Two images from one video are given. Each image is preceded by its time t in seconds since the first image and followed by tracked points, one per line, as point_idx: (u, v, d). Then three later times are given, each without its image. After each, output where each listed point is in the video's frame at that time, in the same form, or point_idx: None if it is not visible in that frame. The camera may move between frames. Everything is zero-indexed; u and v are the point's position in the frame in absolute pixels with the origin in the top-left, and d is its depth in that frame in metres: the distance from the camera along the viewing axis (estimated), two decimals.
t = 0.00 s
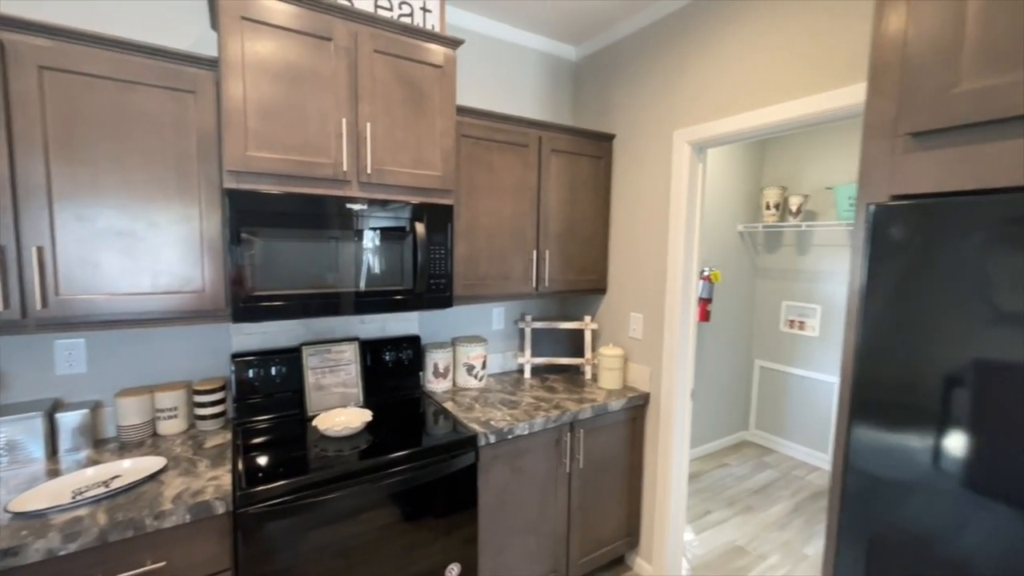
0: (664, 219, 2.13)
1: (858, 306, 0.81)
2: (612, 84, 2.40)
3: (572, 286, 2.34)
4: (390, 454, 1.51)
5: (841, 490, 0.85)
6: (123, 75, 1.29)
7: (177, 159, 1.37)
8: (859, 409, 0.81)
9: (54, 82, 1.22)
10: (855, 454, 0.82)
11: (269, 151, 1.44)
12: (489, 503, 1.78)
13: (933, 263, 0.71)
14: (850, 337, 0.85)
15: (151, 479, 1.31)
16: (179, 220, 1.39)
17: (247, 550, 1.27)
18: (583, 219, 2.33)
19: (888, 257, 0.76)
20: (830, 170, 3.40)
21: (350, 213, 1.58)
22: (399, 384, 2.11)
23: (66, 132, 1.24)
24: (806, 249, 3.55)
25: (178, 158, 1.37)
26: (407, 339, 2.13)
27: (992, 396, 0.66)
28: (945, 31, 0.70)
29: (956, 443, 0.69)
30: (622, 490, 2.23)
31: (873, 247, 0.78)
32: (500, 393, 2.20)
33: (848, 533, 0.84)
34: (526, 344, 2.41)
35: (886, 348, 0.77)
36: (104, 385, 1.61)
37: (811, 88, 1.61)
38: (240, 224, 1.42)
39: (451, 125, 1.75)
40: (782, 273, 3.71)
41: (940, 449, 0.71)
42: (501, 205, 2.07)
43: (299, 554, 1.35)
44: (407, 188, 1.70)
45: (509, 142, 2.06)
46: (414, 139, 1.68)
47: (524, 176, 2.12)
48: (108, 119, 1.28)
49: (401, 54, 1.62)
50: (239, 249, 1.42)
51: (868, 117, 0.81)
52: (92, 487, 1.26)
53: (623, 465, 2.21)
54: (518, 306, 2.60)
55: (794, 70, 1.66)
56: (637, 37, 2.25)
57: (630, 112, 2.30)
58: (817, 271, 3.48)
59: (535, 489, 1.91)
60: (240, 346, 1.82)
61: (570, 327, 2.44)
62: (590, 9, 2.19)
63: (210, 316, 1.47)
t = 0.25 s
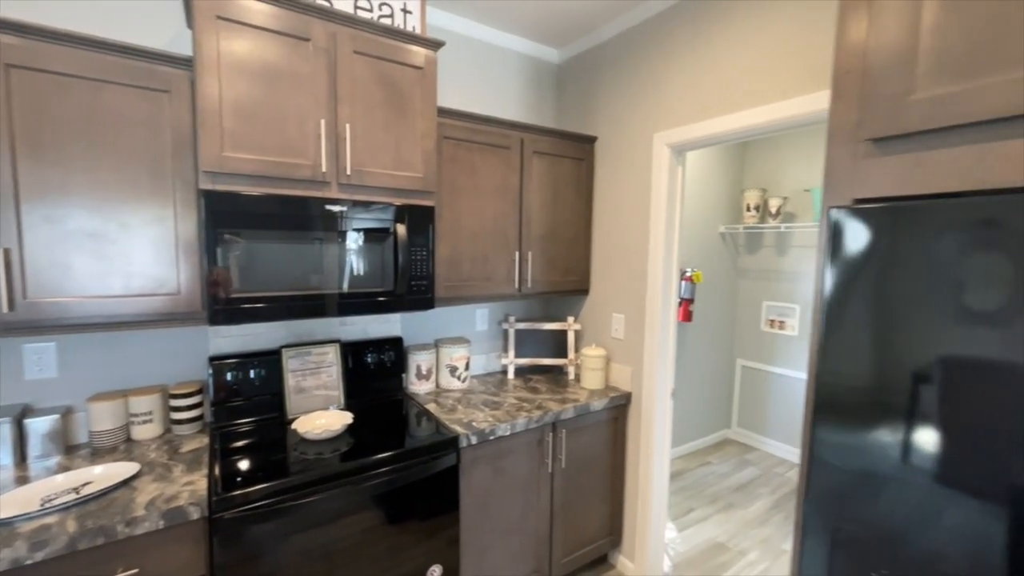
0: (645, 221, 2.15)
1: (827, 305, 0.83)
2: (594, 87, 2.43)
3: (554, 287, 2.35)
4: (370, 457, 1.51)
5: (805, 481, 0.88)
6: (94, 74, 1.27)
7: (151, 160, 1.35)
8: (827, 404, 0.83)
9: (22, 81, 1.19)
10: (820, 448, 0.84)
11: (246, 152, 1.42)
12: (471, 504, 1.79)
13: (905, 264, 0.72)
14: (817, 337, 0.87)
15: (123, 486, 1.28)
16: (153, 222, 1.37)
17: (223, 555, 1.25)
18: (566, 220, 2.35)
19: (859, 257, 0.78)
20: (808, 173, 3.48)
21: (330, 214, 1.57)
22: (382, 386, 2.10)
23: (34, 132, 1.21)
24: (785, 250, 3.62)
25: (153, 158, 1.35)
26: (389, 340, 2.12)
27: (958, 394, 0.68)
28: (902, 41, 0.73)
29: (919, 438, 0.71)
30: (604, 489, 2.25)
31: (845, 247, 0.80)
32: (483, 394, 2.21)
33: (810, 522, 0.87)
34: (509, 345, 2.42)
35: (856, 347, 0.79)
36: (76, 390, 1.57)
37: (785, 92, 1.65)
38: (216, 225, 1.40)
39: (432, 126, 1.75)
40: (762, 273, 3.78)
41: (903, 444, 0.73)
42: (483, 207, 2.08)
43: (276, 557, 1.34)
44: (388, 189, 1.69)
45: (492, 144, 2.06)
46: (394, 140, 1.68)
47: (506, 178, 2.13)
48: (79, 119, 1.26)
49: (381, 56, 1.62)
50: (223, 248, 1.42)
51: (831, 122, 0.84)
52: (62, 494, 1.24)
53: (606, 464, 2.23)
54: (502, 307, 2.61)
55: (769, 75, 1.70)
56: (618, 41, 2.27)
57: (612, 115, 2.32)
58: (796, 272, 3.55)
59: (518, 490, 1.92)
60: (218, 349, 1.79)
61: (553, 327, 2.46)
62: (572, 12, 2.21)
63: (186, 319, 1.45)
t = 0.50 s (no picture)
0: (622, 222, 2.18)
1: (788, 306, 0.84)
2: (572, 89, 2.45)
3: (533, 288, 2.36)
4: (345, 459, 1.50)
5: (768, 475, 0.89)
6: (57, 71, 1.24)
7: (116, 159, 1.32)
8: (795, 401, 0.83)
9: None
10: (785, 442, 0.85)
11: (216, 151, 1.40)
12: (448, 505, 1.79)
13: (870, 264, 0.74)
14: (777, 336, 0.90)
15: (87, 492, 1.25)
16: (120, 222, 1.34)
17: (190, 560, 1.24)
18: (544, 221, 2.37)
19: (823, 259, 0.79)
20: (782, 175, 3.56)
21: (305, 215, 1.56)
22: (359, 388, 2.09)
23: None
24: (761, 250, 3.70)
25: (119, 158, 1.33)
26: (366, 342, 2.11)
27: (920, 393, 0.69)
28: (852, 50, 0.76)
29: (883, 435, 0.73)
30: (583, 488, 2.27)
31: (809, 249, 0.81)
32: (462, 395, 2.21)
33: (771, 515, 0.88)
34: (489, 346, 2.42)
35: (824, 345, 0.79)
36: (38, 396, 1.53)
37: (756, 96, 1.69)
38: (185, 226, 1.38)
39: (408, 127, 1.75)
40: (739, 274, 3.85)
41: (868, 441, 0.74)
42: (461, 208, 2.08)
43: (246, 561, 1.33)
44: (364, 190, 1.69)
45: (469, 145, 2.07)
46: (370, 141, 1.67)
47: (484, 179, 2.14)
48: (41, 117, 1.23)
49: (355, 56, 1.61)
50: (202, 249, 1.43)
51: (787, 128, 0.87)
52: (22, 501, 1.20)
53: (584, 463, 2.25)
54: (482, 308, 2.61)
55: (740, 80, 1.74)
56: (595, 44, 2.30)
57: (589, 117, 2.35)
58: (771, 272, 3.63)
59: (496, 490, 1.92)
60: (189, 352, 1.76)
61: (533, 328, 2.47)
62: (550, 15, 2.23)
63: (154, 321, 1.42)
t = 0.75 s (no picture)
0: (600, 223, 2.21)
1: (757, 302, 0.80)
2: (552, 92, 2.47)
3: (514, 289, 2.37)
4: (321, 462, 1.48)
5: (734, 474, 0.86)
6: (19, 69, 1.21)
7: (83, 159, 1.30)
8: (767, 398, 0.80)
9: None
10: (752, 441, 0.82)
11: (187, 151, 1.38)
12: (427, 507, 1.78)
13: (839, 256, 0.70)
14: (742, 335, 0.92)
15: (52, 500, 1.22)
16: (87, 223, 1.31)
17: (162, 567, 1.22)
18: (524, 223, 2.38)
19: (785, 258, 0.77)
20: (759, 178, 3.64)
21: (281, 216, 1.55)
22: (338, 390, 2.07)
23: None
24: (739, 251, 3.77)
25: (85, 158, 1.30)
26: (345, 344, 2.10)
27: (890, 390, 0.65)
28: (809, 59, 0.78)
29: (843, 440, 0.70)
30: (563, 487, 2.28)
31: (769, 248, 0.79)
32: (442, 396, 2.21)
33: (732, 515, 0.86)
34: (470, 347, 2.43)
35: (788, 345, 0.76)
36: (1, 402, 1.48)
37: (728, 100, 1.73)
38: (155, 227, 1.36)
39: (386, 129, 1.74)
40: (718, 274, 3.92)
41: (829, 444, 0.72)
42: (440, 209, 2.08)
43: (219, 567, 1.31)
44: (340, 192, 1.68)
45: (448, 146, 2.07)
46: (346, 142, 1.66)
47: (464, 181, 2.14)
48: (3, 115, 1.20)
49: (332, 57, 1.60)
50: (172, 250, 1.40)
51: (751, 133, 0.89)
52: None
53: (564, 462, 2.27)
54: (463, 309, 2.62)
55: (713, 84, 1.78)
56: (574, 48, 2.33)
57: (569, 120, 2.37)
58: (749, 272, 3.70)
59: (475, 491, 1.93)
60: (162, 355, 1.73)
61: (514, 329, 2.48)
62: (529, 18, 2.25)
63: (123, 324, 1.39)
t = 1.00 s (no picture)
0: (574, 226, 2.24)
1: (736, 298, 0.82)
2: (527, 95, 2.50)
3: (490, 291, 2.38)
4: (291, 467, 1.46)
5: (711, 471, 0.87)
6: None
7: (41, 159, 1.26)
8: (744, 395, 0.81)
9: None
10: (729, 437, 0.83)
11: (151, 152, 1.36)
12: (401, 509, 1.78)
13: (808, 258, 0.71)
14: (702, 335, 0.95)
15: (8, 510, 1.18)
16: (45, 225, 1.28)
17: None
18: (500, 225, 2.39)
19: (746, 257, 0.80)
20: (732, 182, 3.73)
21: (251, 218, 1.53)
22: (311, 394, 2.05)
23: None
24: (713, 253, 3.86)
25: (43, 158, 1.27)
26: (319, 347, 2.08)
27: (857, 389, 0.66)
28: (760, 70, 0.82)
29: (806, 439, 0.72)
30: (540, 488, 2.30)
31: (730, 249, 0.82)
32: (418, 399, 2.20)
33: (708, 511, 0.87)
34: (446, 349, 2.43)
35: (760, 344, 0.78)
36: None
37: (697, 107, 1.78)
38: (116, 230, 1.32)
39: (358, 130, 1.74)
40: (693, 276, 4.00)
41: (793, 444, 0.73)
42: (415, 212, 2.08)
43: None
44: (311, 194, 1.66)
45: (423, 149, 2.07)
46: (318, 144, 1.65)
47: (439, 183, 2.15)
48: None
49: (302, 58, 1.59)
50: (136, 252, 1.37)
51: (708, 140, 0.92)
52: None
53: (540, 463, 2.29)
54: (439, 311, 2.62)
55: (683, 91, 1.83)
56: (549, 53, 2.36)
57: (544, 123, 2.40)
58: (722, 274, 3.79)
59: (451, 492, 1.93)
60: (127, 360, 1.69)
61: (490, 330, 2.49)
62: (504, 22, 2.27)
63: (84, 328, 1.36)
